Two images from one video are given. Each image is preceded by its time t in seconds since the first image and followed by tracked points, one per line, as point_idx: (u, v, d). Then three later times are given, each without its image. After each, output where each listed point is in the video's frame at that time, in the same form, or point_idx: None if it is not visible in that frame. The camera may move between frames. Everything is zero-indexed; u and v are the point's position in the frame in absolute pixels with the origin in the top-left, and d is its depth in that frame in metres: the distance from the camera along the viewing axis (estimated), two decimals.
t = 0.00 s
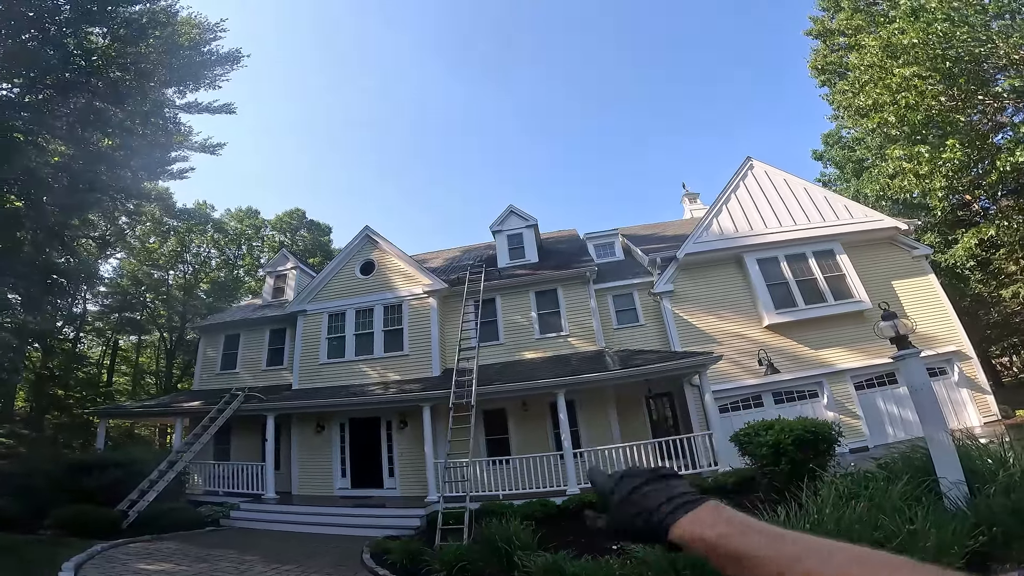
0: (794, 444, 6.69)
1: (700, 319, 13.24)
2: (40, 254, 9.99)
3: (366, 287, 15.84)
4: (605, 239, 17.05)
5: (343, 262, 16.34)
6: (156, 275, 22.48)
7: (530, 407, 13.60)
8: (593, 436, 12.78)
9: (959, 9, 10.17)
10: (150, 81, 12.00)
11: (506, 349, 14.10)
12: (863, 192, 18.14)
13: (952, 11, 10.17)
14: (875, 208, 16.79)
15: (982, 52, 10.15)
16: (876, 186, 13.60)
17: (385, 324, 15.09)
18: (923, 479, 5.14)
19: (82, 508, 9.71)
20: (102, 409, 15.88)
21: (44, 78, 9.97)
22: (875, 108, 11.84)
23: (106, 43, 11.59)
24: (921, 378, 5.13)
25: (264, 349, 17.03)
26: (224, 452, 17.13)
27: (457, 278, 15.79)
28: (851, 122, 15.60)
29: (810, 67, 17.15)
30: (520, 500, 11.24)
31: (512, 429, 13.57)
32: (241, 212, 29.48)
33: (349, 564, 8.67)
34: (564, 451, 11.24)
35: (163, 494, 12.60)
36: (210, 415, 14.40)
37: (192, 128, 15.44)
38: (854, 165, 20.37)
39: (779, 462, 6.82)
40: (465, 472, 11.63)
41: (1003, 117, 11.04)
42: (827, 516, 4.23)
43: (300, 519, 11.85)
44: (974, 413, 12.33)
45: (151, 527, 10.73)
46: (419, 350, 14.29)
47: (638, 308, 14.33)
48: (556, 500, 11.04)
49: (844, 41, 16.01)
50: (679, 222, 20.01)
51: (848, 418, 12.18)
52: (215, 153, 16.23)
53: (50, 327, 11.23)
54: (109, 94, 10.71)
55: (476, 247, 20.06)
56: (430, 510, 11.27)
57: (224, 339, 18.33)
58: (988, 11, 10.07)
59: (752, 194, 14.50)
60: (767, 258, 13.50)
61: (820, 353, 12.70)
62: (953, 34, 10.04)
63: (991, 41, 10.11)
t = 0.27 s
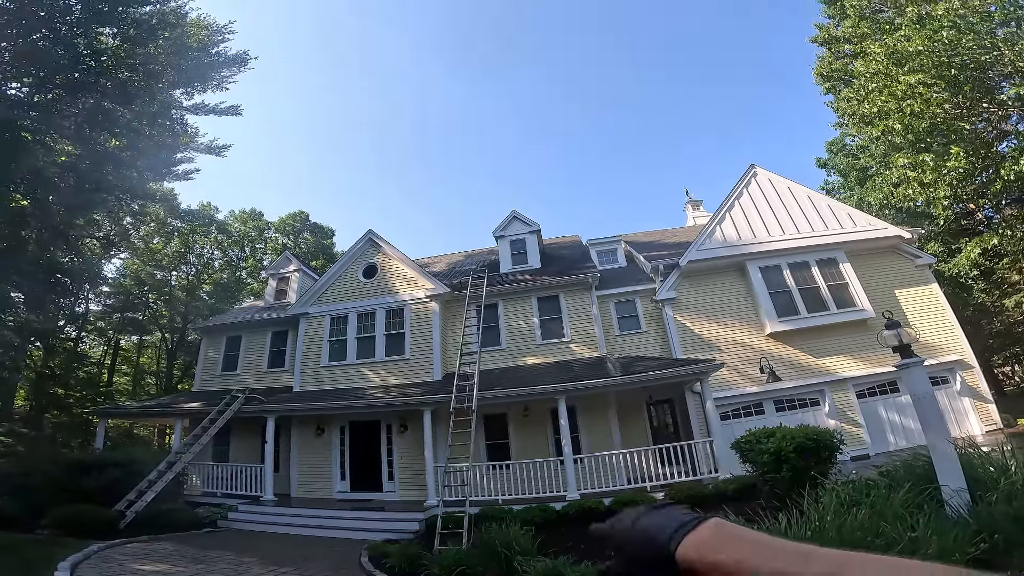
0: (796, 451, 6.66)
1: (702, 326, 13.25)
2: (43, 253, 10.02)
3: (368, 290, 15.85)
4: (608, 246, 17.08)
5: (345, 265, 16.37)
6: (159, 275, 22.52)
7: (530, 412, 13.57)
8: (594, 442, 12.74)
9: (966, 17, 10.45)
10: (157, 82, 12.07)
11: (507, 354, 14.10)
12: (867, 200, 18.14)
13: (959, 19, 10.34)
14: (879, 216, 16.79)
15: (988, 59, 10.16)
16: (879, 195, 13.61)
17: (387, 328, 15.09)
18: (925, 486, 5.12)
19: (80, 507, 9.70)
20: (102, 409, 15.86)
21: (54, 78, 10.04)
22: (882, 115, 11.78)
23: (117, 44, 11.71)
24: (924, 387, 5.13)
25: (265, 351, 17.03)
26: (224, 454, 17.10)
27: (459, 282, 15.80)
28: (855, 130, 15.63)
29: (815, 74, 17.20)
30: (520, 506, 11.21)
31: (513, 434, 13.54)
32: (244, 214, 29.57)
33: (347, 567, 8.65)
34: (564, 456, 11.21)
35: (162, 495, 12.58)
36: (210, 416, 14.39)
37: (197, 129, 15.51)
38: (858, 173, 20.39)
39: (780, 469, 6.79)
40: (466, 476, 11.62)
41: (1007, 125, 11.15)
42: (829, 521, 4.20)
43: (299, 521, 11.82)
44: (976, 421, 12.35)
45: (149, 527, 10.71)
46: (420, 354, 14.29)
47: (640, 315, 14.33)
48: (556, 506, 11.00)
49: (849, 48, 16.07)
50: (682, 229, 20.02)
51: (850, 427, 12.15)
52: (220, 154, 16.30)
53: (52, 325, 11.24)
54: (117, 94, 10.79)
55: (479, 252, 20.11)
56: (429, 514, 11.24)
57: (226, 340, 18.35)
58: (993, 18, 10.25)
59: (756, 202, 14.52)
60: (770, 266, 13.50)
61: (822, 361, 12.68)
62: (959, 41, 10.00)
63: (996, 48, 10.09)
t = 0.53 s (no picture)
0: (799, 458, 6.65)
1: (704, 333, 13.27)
2: (47, 252, 10.06)
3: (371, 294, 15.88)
4: (610, 252, 17.11)
5: (348, 268, 16.39)
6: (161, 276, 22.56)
7: (531, 417, 13.55)
8: (595, 447, 12.71)
9: (972, 22, 10.82)
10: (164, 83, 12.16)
11: (509, 359, 14.10)
12: (870, 208, 18.18)
13: (965, 25, 10.71)
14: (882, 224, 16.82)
15: (992, 67, 10.38)
16: (882, 204, 13.64)
17: (389, 332, 15.10)
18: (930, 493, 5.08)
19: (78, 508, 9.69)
20: (102, 409, 15.85)
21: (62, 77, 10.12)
22: (887, 123, 11.80)
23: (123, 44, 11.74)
24: (929, 394, 5.13)
25: (267, 353, 17.04)
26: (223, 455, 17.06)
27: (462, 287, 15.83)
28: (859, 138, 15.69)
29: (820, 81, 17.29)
30: (520, 510, 11.17)
31: (513, 439, 13.51)
32: (247, 216, 29.64)
33: (346, 570, 8.63)
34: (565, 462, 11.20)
35: (161, 496, 12.56)
36: (210, 418, 14.38)
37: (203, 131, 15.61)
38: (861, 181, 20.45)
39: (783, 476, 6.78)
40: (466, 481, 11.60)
41: (1010, 133, 11.19)
42: (833, 526, 4.19)
43: (298, 523, 11.78)
44: (977, 429, 12.27)
45: (148, 528, 10.69)
46: (422, 358, 14.29)
47: (642, 321, 14.34)
48: (556, 511, 10.97)
49: (854, 55, 16.13)
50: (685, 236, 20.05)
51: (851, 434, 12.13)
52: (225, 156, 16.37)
53: (55, 325, 11.27)
54: (125, 95, 10.88)
55: (481, 256, 20.15)
56: (428, 518, 11.21)
57: (227, 342, 18.37)
58: (998, 27, 10.39)
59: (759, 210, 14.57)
60: (773, 273, 13.52)
61: (824, 369, 12.67)
62: (964, 48, 10.18)
63: (1001, 56, 10.35)
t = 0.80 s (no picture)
0: (800, 468, 6.65)
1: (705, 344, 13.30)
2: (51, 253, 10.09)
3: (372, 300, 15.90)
4: (612, 261, 17.17)
5: (349, 274, 16.41)
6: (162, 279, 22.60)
7: (531, 425, 13.52)
8: (594, 456, 12.67)
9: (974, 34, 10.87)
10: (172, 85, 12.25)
11: (509, 367, 14.11)
12: (871, 220, 18.26)
13: (966, 35, 10.68)
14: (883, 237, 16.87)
15: (994, 77, 10.53)
16: (884, 216, 13.71)
17: (389, 338, 15.12)
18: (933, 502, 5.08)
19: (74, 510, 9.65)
20: (100, 411, 15.82)
21: (71, 78, 10.25)
22: (889, 134, 11.95)
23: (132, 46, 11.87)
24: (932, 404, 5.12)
25: (267, 357, 17.04)
26: (220, 459, 16.99)
27: (463, 295, 15.87)
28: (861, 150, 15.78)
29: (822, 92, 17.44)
30: (518, 518, 11.13)
31: (513, 446, 13.47)
32: (250, 220, 29.75)
33: None
34: (564, 470, 11.18)
35: (157, 499, 12.51)
36: (209, 421, 14.36)
37: (208, 134, 15.71)
38: (862, 194, 20.56)
39: (783, 485, 6.79)
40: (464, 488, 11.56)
41: (1011, 144, 11.29)
42: (836, 535, 4.18)
43: (295, 528, 11.73)
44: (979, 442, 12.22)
45: (143, 531, 10.64)
46: (422, 365, 14.30)
47: (643, 331, 14.35)
48: (555, 520, 10.92)
49: (857, 66, 16.26)
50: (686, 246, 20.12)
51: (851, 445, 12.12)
52: (229, 159, 16.47)
53: (55, 325, 11.27)
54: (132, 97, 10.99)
55: (483, 264, 20.20)
56: (426, 525, 11.17)
57: (227, 346, 18.35)
58: (1001, 36, 10.69)
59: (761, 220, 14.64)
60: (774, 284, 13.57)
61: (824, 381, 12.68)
62: (966, 58, 10.33)
63: (1003, 66, 10.50)
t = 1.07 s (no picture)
0: (803, 470, 6.70)
1: (707, 348, 13.32)
2: (53, 254, 10.11)
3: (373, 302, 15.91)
4: (613, 265, 17.20)
5: (351, 277, 16.43)
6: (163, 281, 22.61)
7: (532, 428, 13.52)
8: (596, 459, 12.67)
9: (975, 37, 10.94)
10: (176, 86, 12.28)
11: (510, 370, 14.13)
12: (871, 224, 18.31)
13: (967, 40, 10.84)
14: (884, 240, 16.92)
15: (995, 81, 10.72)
16: (884, 220, 13.74)
17: (390, 340, 15.13)
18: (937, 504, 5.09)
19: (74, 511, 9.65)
20: (100, 412, 15.80)
21: (75, 79, 10.32)
22: (890, 138, 12.00)
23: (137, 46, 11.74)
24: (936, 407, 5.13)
25: (268, 359, 17.04)
26: (220, 461, 16.97)
27: (464, 297, 15.89)
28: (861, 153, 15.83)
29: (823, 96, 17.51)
30: (519, 521, 11.14)
31: (514, 449, 13.47)
32: (250, 222, 29.79)
33: None
34: (566, 473, 11.19)
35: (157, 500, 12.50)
36: (209, 423, 14.35)
37: (211, 136, 15.75)
38: (863, 198, 20.62)
39: (787, 487, 6.82)
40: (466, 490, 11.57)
41: (1012, 148, 11.35)
42: (842, 538, 4.20)
43: (296, 530, 11.72)
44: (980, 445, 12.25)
45: (144, 532, 10.64)
46: (423, 367, 14.31)
47: (645, 335, 14.37)
48: (557, 523, 10.92)
49: (858, 70, 16.30)
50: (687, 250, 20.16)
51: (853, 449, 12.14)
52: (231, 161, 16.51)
53: (57, 326, 11.28)
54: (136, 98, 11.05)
55: (484, 266, 20.22)
56: (427, 528, 11.16)
57: (228, 347, 18.35)
58: (1003, 39, 10.88)
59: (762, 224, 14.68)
60: (775, 288, 13.60)
61: (826, 385, 12.71)
62: (967, 63, 10.51)
63: (1005, 70, 10.68)
